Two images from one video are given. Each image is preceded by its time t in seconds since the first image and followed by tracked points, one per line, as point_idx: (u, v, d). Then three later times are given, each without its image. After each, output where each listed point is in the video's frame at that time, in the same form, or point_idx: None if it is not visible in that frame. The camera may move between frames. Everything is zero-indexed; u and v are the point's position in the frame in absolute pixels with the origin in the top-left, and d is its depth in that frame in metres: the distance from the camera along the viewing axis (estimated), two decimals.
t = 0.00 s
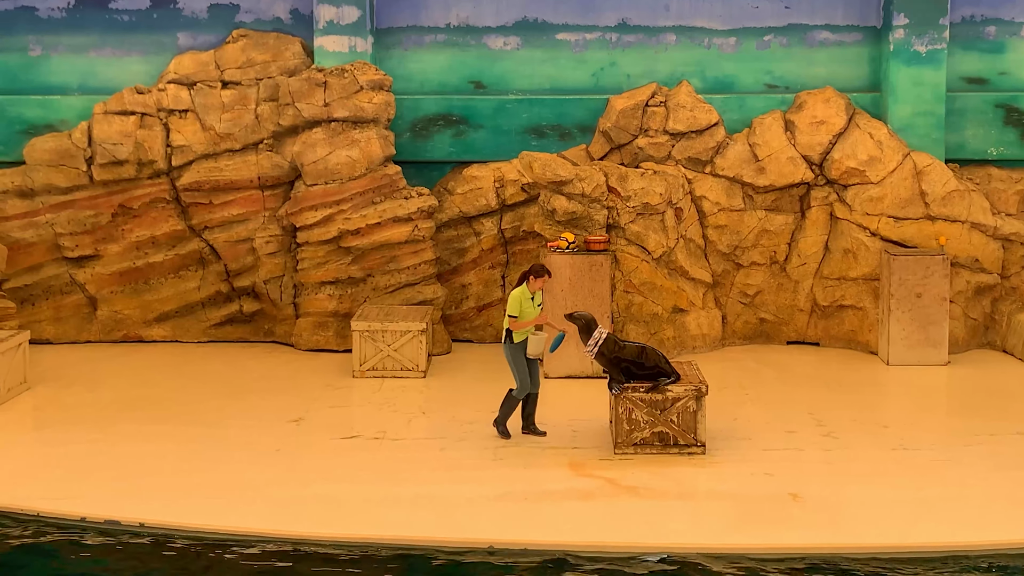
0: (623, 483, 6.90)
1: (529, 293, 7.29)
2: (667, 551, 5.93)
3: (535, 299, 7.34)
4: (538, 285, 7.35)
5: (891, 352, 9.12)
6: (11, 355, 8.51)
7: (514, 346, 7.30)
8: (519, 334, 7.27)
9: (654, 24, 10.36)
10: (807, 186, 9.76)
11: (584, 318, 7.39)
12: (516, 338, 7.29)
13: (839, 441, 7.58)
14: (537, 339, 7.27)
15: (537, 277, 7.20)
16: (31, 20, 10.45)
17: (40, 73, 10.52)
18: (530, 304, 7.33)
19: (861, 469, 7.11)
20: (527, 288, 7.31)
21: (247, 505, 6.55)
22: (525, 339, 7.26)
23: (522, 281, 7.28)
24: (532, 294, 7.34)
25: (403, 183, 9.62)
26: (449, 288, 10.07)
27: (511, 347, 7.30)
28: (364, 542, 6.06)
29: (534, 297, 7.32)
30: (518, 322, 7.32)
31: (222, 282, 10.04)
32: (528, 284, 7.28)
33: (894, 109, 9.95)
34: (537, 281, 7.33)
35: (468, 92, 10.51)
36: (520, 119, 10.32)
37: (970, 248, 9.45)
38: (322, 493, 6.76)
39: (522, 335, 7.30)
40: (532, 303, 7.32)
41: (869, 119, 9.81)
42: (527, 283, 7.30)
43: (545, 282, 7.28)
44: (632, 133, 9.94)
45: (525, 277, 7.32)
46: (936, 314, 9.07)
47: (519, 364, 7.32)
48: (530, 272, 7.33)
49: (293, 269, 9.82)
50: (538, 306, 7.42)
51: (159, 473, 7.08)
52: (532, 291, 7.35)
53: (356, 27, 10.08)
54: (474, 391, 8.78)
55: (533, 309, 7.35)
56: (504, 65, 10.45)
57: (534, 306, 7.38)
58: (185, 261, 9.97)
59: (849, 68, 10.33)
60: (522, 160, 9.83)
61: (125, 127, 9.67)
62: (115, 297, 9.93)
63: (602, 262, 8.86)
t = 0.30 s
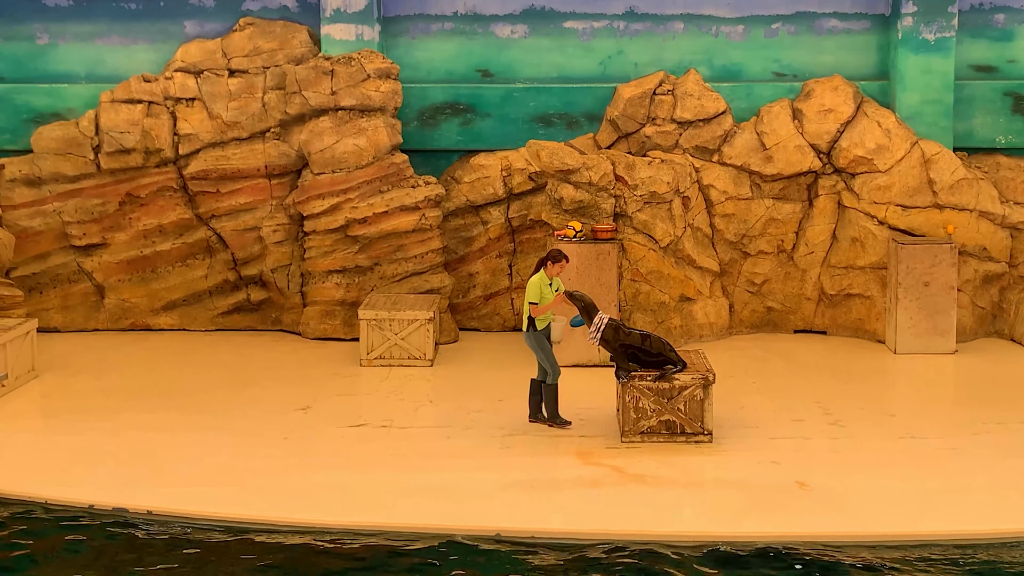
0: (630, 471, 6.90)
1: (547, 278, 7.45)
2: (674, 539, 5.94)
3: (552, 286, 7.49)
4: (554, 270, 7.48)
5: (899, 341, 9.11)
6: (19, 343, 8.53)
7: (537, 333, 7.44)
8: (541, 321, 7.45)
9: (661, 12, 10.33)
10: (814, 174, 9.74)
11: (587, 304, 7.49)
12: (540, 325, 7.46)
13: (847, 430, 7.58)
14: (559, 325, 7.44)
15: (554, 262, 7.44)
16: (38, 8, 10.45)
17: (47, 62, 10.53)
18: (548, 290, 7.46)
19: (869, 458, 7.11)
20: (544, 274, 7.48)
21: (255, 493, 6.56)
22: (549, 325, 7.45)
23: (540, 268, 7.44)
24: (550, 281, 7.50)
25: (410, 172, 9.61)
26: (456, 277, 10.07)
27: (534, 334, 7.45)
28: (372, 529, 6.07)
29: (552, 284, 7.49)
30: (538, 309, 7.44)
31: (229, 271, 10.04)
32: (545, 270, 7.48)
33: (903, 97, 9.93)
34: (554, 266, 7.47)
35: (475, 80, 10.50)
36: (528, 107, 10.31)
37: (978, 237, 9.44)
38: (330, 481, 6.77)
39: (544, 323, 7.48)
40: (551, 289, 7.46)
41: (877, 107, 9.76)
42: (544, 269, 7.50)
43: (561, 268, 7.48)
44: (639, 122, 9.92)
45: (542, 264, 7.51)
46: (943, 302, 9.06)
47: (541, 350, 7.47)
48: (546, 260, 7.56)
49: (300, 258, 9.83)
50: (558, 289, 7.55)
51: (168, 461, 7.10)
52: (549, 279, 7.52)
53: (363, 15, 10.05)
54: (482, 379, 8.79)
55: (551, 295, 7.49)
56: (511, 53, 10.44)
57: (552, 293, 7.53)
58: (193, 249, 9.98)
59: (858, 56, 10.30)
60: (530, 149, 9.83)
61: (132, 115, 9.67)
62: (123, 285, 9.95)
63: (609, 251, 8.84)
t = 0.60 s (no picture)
0: (637, 460, 6.91)
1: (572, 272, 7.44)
2: (681, 529, 5.94)
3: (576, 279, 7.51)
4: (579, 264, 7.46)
5: (908, 331, 9.09)
6: (29, 332, 8.56)
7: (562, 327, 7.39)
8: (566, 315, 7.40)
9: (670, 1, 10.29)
10: (824, 164, 9.71)
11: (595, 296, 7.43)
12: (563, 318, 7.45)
13: (855, 420, 7.56)
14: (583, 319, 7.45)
15: (578, 255, 7.40)
16: None
17: (57, 51, 10.55)
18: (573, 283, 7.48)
19: (877, 448, 7.09)
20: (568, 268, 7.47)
21: (262, 482, 6.57)
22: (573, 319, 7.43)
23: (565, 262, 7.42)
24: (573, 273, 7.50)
25: (418, 161, 9.61)
26: (464, 266, 10.07)
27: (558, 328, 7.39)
28: (380, 517, 6.09)
29: (576, 277, 7.50)
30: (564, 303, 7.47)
31: (238, 260, 10.06)
32: (570, 263, 7.44)
33: (912, 87, 9.89)
34: (579, 260, 7.44)
35: (484, 70, 10.49)
36: (536, 97, 10.30)
37: (988, 227, 9.40)
38: (337, 469, 6.78)
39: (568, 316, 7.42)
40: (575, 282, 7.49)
41: (887, 96, 9.71)
42: (567, 263, 7.47)
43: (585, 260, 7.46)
44: (648, 111, 9.90)
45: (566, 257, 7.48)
46: (953, 293, 9.04)
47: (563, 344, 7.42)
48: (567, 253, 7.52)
49: (309, 247, 9.84)
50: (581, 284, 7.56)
51: (176, 449, 7.12)
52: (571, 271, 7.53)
53: (371, 4, 10.03)
54: (490, 368, 8.80)
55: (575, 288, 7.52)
56: (519, 43, 10.43)
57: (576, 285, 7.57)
58: (202, 238, 10.00)
59: (868, 46, 10.26)
60: (538, 138, 9.80)
61: (141, 104, 9.69)
62: (132, 274, 9.98)
63: (617, 241, 8.83)
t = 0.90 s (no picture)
0: (643, 456, 6.91)
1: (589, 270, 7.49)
2: (688, 525, 5.95)
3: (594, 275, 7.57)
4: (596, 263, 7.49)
5: (911, 327, 9.10)
6: (33, 328, 8.56)
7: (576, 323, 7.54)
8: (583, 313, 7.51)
9: None
10: (827, 160, 9.71)
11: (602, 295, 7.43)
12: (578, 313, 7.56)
13: (860, 415, 7.57)
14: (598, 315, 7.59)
15: (594, 254, 7.43)
16: None
17: (60, 48, 10.55)
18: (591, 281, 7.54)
19: (882, 443, 7.11)
20: (586, 265, 7.50)
21: (268, 478, 6.57)
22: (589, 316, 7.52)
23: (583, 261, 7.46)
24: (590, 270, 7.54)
25: (422, 157, 9.61)
26: (468, 262, 10.07)
27: (571, 324, 7.53)
28: (387, 513, 6.10)
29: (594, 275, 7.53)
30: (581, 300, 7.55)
31: (242, 256, 10.06)
32: (586, 262, 7.48)
33: (916, 82, 9.90)
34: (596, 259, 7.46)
35: (487, 66, 10.50)
36: (539, 92, 10.30)
37: (992, 223, 9.42)
38: (343, 465, 6.79)
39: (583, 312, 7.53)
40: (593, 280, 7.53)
41: (890, 92, 9.69)
42: (584, 261, 7.51)
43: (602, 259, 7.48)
44: (652, 106, 9.91)
45: (583, 256, 7.52)
46: (956, 288, 9.05)
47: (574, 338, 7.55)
48: (585, 250, 7.56)
49: (313, 243, 9.85)
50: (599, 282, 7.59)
51: (182, 445, 7.13)
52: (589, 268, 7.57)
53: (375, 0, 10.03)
54: (495, 364, 8.81)
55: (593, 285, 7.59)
56: (522, 39, 10.43)
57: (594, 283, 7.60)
58: (206, 235, 10.01)
59: (871, 41, 10.26)
60: (542, 135, 9.86)
61: (144, 101, 9.70)
62: (136, 270, 9.99)
63: (622, 237, 8.84)
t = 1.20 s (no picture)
0: (644, 457, 6.91)
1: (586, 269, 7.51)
2: (689, 526, 5.95)
3: (593, 275, 7.59)
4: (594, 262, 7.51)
5: (913, 327, 9.10)
6: (34, 330, 8.57)
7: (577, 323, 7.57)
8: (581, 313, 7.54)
9: None
10: (828, 160, 9.72)
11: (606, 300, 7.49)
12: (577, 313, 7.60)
13: (861, 416, 7.57)
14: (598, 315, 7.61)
15: (591, 253, 7.44)
16: None
17: (62, 49, 10.56)
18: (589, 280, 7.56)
19: (883, 443, 7.11)
20: (583, 264, 7.53)
21: (270, 479, 6.57)
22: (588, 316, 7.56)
23: (580, 259, 7.49)
24: (588, 269, 7.57)
25: (422, 158, 9.61)
26: (469, 263, 10.08)
27: (573, 326, 7.58)
28: (389, 514, 6.11)
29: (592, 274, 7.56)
30: (578, 299, 7.58)
31: (243, 257, 10.07)
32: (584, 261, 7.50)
33: (916, 82, 9.90)
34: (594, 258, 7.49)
35: (488, 67, 10.50)
36: (540, 93, 10.30)
37: (993, 222, 9.42)
38: (345, 466, 6.80)
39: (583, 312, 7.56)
40: (591, 279, 7.55)
41: (891, 92, 9.70)
42: (582, 260, 7.54)
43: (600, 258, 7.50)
44: (653, 107, 9.90)
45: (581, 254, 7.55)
46: (957, 288, 9.06)
47: (577, 340, 7.58)
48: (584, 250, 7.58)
49: (314, 244, 9.86)
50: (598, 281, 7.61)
51: (184, 447, 7.13)
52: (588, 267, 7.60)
53: (376, 1, 10.04)
54: (496, 365, 8.81)
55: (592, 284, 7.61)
56: (523, 40, 10.44)
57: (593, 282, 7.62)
58: (207, 236, 10.01)
59: (872, 41, 10.26)
60: (543, 135, 9.84)
61: (146, 103, 9.71)
62: (138, 272, 9.99)
63: (623, 237, 8.84)
